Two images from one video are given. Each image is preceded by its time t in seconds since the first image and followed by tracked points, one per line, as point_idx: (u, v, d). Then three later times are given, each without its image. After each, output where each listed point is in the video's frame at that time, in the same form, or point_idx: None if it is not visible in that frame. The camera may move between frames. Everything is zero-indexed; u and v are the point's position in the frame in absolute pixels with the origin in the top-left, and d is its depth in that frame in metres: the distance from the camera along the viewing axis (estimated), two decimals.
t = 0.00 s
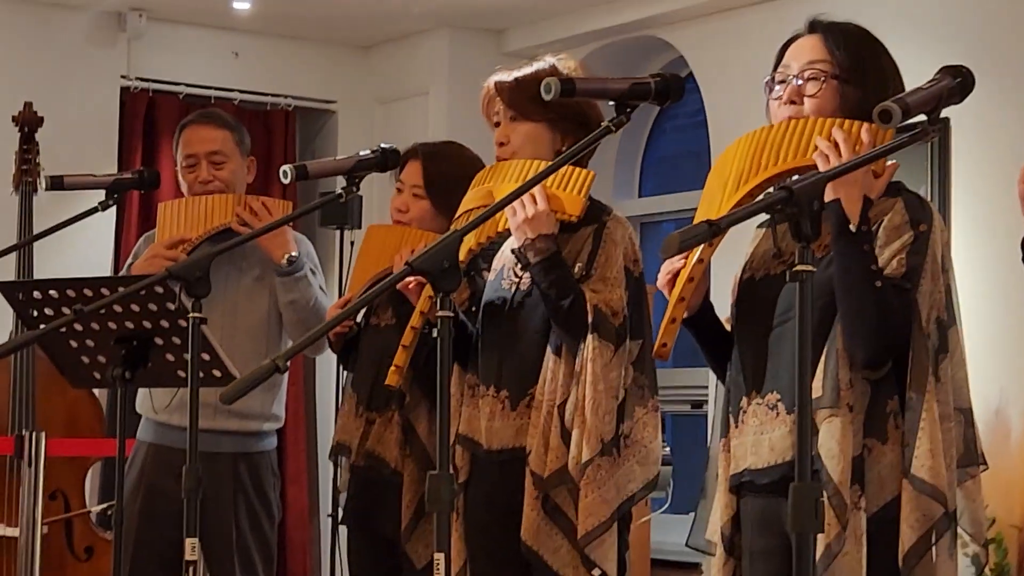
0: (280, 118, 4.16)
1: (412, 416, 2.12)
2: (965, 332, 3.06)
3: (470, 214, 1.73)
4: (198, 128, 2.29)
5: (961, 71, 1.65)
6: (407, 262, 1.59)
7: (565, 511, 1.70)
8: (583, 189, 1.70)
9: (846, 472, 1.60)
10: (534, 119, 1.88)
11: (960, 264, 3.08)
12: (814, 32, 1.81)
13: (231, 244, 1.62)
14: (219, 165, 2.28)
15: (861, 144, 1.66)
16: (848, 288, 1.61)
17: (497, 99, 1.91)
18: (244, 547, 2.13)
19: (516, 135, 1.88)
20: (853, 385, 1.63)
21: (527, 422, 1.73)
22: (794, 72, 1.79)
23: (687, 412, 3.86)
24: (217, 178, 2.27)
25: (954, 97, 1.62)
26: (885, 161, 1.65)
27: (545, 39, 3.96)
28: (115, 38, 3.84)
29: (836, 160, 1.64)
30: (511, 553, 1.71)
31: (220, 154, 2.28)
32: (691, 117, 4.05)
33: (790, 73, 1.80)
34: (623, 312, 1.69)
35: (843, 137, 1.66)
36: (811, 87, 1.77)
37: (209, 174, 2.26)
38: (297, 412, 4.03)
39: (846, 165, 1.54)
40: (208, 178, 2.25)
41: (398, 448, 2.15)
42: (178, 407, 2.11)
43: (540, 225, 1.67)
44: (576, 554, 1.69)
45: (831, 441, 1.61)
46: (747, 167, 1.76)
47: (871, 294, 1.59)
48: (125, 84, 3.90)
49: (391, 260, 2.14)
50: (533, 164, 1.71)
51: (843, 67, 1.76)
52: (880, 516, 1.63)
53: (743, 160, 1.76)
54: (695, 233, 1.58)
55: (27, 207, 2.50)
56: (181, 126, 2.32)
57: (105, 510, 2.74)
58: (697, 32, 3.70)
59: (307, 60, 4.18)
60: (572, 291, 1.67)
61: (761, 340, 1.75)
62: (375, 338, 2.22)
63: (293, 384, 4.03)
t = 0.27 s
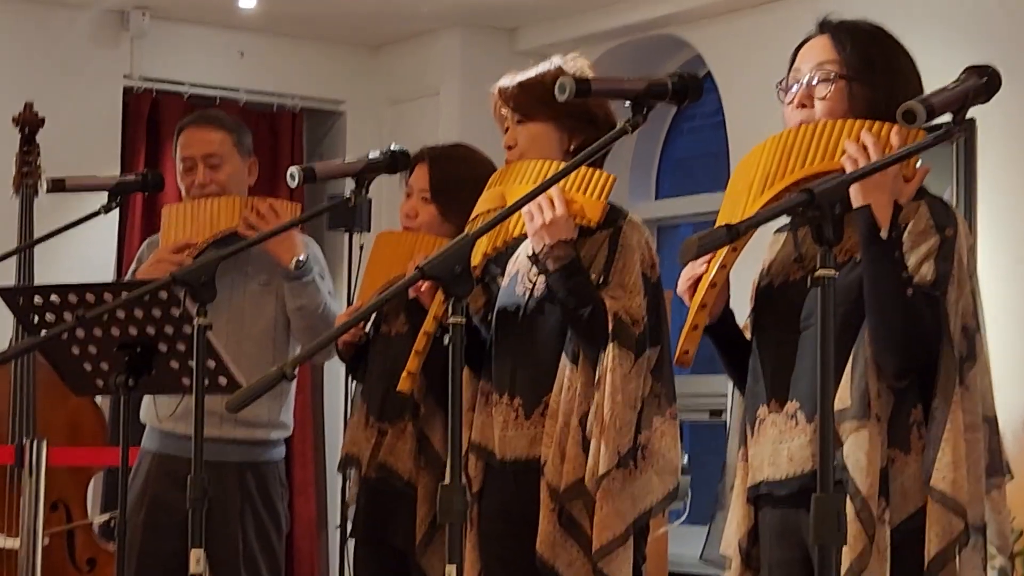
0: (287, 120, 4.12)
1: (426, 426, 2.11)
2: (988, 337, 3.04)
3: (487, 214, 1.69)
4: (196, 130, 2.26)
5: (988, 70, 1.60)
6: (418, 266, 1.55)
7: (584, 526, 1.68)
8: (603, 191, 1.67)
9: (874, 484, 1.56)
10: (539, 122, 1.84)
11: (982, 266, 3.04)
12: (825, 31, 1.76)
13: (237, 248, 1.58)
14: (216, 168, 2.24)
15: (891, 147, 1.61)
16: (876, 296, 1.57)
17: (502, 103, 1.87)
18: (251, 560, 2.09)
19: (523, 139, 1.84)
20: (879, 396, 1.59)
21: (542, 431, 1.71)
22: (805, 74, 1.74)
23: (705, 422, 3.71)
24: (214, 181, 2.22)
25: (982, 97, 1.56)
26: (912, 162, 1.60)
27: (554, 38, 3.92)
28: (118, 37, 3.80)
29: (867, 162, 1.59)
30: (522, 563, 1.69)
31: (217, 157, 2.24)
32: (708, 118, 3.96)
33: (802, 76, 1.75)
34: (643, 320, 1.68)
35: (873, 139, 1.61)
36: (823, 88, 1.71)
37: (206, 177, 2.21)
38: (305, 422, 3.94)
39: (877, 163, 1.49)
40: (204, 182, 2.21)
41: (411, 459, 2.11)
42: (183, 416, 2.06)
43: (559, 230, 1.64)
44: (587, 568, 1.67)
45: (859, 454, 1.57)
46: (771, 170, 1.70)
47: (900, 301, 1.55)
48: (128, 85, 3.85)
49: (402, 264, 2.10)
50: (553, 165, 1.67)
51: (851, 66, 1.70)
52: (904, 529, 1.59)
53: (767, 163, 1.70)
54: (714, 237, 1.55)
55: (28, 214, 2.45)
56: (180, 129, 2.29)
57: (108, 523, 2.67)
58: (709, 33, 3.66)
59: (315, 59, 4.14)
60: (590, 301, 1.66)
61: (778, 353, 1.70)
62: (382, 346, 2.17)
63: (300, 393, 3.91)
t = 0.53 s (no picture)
0: (290, 115, 4.02)
1: (441, 435, 2.02)
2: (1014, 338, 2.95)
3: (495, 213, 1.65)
4: (203, 125, 2.18)
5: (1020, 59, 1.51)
6: (427, 270, 1.48)
7: (606, 537, 1.61)
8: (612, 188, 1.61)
9: (904, 496, 1.48)
10: (566, 116, 1.77)
11: (1015, 266, 2.97)
12: (868, 23, 1.68)
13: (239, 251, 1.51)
14: (229, 164, 2.17)
15: (907, 146, 1.52)
16: (898, 299, 1.50)
17: (528, 95, 1.80)
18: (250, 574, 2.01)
19: (548, 137, 1.77)
20: (908, 404, 1.52)
21: (559, 440, 1.64)
22: (844, 67, 1.65)
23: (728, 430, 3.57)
24: (226, 178, 2.15)
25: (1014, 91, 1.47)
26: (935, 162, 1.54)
27: (564, 32, 3.86)
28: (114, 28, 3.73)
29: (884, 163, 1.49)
30: None
31: (230, 153, 2.17)
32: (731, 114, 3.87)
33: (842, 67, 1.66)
34: (652, 319, 1.60)
35: (888, 138, 1.51)
36: (867, 83, 1.64)
37: (218, 174, 2.14)
38: (308, 432, 3.83)
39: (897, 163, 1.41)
40: (216, 179, 2.14)
41: (427, 470, 2.01)
42: (180, 425, 1.99)
43: (563, 224, 1.58)
44: None
45: (887, 465, 1.50)
46: (782, 173, 1.59)
47: (925, 305, 1.48)
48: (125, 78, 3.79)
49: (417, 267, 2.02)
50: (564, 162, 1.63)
51: (895, 64, 1.64)
52: (936, 543, 1.52)
53: (778, 164, 1.60)
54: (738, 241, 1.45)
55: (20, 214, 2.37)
56: (187, 124, 2.22)
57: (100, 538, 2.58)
58: (720, 28, 3.60)
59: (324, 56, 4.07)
60: (595, 296, 1.59)
61: (804, 360, 1.63)
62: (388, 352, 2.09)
63: (305, 400, 3.81)
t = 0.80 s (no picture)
0: (288, 107, 3.78)
1: (454, 454, 1.90)
2: None
3: (505, 217, 1.53)
4: (191, 119, 2.07)
5: None
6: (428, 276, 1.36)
7: (611, 567, 1.48)
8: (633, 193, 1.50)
9: (940, 527, 1.35)
10: (582, 112, 1.66)
11: None
12: (905, 12, 1.56)
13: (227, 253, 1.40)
14: (218, 160, 2.05)
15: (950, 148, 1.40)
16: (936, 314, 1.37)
17: (542, 87, 1.68)
18: None
19: (565, 133, 1.66)
20: (946, 427, 1.38)
21: (570, 461, 1.52)
22: (881, 58, 1.53)
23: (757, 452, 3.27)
24: (216, 176, 2.04)
25: None
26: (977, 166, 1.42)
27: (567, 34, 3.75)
28: (97, 14, 3.43)
29: (926, 163, 1.37)
30: None
31: (219, 149, 2.06)
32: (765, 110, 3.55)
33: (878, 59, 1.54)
34: (676, 335, 1.49)
35: (931, 137, 1.40)
36: (902, 77, 1.52)
37: (207, 171, 2.03)
38: (307, 448, 3.69)
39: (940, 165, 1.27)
40: (205, 175, 2.03)
41: (441, 491, 1.90)
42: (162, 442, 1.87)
43: (582, 230, 1.46)
44: None
45: (923, 492, 1.36)
46: (815, 174, 1.46)
47: (961, 320, 1.36)
48: (108, 65, 3.49)
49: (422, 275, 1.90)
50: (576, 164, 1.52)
51: (938, 58, 1.51)
52: None
53: (810, 165, 1.47)
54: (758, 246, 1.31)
55: None
56: (174, 117, 2.10)
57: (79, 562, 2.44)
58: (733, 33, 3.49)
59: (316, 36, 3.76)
60: (614, 309, 1.45)
61: (836, 375, 1.48)
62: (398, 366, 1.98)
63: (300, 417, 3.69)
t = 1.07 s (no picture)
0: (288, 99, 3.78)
1: (466, 465, 1.82)
2: None
3: (520, 217, 1.44)
4: (184, 113, 2.00)
5: None
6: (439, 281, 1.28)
7: None
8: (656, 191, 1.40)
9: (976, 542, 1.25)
10: (596, 106, 1.57)
11: None
12: None
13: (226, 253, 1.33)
14: (211, 156, 1.98)
15: (988, 142, 1.30)
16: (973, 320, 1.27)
17: (557, 79, 1.61)
18: None
19: (579, 127, 1.58)
20: (982, 438, 1.29)
21: (586, 476, 1.44)
22: (908, 49, 1.44)
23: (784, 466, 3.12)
24: (208, 172, 1.96)
25: None
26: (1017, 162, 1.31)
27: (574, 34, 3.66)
28: (90, 7, 3.34)
29: (962, 158, 1.27)
30: None
31: (211, 144, 1.98)
32: (791, 103, 3.46)
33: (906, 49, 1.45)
34: (700, 342, 1.39)
35: (967, 130, 1.29)
36: (932, 66, 1.42)
37: (198, 167, 1.95)
38: (307, 462, 3.60)
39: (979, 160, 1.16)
40: (196, 172, 1.95)
41: (452, 505, 1.81)
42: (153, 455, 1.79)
43: (606, 229, 1.36)
44: None
45: (958, 506, 1.27)
46: (845, 172, 1.38)
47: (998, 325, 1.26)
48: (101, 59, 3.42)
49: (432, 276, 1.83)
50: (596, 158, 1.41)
51: (968, 44, 1.41)
52: None
53: (841, 163, 1.39)
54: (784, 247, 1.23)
55: None
56: (166, 110, 2.03)
57: None
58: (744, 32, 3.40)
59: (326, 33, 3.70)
60: (636, 317, 1.38)
61: (867, 381, 1.40)
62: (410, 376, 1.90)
63: (303, 429, 3.60)
